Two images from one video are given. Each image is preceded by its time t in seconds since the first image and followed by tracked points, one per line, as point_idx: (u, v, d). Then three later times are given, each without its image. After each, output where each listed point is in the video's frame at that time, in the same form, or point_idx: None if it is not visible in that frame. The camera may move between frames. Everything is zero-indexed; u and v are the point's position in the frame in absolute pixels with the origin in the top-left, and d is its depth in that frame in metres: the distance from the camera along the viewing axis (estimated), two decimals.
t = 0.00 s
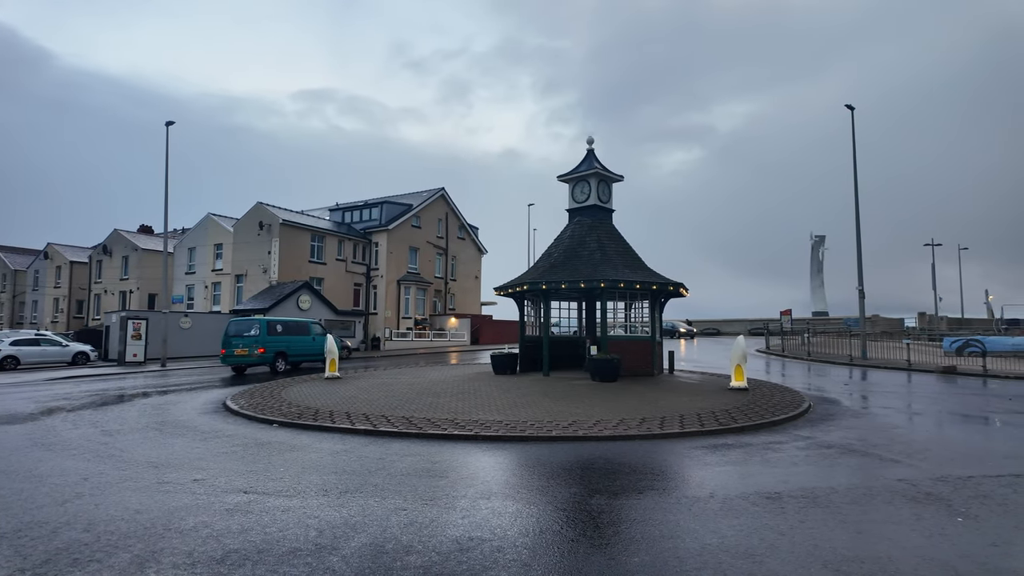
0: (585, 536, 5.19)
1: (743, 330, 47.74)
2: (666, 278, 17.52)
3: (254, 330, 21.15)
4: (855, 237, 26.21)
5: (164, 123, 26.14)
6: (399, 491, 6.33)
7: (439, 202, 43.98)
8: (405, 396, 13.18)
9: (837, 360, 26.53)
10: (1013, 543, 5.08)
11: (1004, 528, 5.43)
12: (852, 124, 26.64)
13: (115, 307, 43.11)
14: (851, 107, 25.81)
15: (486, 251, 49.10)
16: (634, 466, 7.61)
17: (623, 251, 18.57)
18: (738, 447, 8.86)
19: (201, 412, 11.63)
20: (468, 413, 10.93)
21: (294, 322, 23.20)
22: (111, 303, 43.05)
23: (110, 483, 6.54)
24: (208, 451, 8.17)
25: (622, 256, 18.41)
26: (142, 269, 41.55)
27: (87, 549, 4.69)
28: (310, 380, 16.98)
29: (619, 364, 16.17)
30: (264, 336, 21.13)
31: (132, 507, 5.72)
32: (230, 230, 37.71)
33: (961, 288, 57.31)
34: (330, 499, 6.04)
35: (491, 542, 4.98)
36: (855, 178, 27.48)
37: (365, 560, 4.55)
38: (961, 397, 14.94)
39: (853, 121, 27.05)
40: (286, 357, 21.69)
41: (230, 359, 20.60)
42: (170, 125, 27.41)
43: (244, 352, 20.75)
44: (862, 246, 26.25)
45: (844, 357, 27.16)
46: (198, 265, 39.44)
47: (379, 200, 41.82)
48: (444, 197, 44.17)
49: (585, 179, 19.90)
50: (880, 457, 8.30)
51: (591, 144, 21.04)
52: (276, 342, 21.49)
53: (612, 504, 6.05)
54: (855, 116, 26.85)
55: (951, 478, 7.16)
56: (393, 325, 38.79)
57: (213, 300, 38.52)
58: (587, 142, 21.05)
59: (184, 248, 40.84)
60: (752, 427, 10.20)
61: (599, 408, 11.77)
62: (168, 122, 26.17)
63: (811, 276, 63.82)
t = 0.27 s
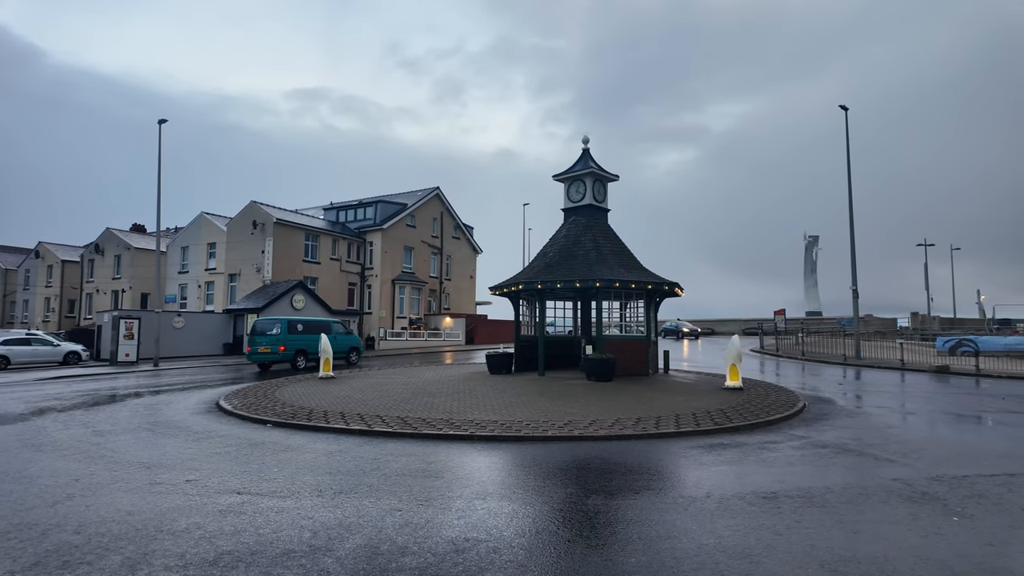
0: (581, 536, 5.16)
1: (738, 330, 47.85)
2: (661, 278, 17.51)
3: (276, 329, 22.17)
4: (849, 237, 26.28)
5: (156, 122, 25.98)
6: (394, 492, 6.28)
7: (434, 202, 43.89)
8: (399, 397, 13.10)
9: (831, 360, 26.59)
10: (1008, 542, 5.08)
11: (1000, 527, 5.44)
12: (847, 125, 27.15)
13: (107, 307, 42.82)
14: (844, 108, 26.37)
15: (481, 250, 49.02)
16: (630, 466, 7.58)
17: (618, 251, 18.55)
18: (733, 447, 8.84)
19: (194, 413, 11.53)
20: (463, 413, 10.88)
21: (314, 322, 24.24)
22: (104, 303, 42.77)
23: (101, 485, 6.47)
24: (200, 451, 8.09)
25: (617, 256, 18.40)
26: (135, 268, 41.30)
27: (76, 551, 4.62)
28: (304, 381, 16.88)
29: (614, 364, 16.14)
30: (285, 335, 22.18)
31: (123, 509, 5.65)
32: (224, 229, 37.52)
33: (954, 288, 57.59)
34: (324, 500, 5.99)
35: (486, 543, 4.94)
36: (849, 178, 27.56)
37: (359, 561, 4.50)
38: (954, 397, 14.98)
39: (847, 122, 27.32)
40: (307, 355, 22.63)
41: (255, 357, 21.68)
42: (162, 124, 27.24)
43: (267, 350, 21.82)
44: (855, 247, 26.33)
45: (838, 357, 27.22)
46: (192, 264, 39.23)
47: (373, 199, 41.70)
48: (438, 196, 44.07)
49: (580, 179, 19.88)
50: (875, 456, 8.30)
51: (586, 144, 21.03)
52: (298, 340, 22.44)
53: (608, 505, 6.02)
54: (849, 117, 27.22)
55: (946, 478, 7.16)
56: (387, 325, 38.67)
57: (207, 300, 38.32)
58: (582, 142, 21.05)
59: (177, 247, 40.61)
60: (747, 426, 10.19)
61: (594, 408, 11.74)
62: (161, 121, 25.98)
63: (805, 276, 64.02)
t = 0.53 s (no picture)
0: (578, 537, 5.13)
1: (733, 330, 47.93)
2: (657, 278, 17.48)
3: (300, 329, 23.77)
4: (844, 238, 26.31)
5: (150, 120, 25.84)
6: (389, 493, 6.23)
7: (429, 202, 43.79)
8: (395, 397, 13.03)
9: (827, 360, 26.63)
10: (1006, 542, 5.07)
11: (997, 527, 5.42)
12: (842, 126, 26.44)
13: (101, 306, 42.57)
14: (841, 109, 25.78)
15: (477, 250, 48.92)
16: (627, 466, 7.55)
17: (614, 251, 18.53)
18: (730, 447, 8.82)
19: (188, 413, 11.45)
20: (460, 414, 10.83)
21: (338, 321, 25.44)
22: (97, 302, 42.52)
23: (93, 486, 6.39)
24: (194, 452, 8.02)
25: (614, 255, 18.37)
26: (129, 267, 41.09)
27: (67, 554, 4.55)
28: (299, 381, 16.79)
29: (610, 363, 16.12)
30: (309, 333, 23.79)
31: (114, 510, 5.59)
32: (218, 228, 37.34)
33: (948, 288, 57.84)
34: (319, 501, 5.93)
35: (483, 545, 4.89)
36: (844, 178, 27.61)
37: (354, 564, 4.44)
38: (949, 397, 15.00)
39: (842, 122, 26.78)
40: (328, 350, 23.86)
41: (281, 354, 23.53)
42: (156, 122, 27.05)
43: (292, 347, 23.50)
44: (850, 247, 26.38)
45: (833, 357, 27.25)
46: (186, 264, 39.03)
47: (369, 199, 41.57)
48: (434, 196, 43.98)
49: (576, 179, 19.85)
50: (872, 456, 8.30)
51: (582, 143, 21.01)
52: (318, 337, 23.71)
53: (606, 506, 5.99)
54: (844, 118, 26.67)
55: (943, 478, 7.15)
56: (383, 324, 38.56)
57: (201, 299, 38.14)
58: (578, 141, 21.03)
59: (171, 247, 40.41)
60: (744, 426, 10.16)
61: (591, 408, 11.70)
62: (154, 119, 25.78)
63: (800, 276, 64.23)
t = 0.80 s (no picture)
0: (576, 539, 5.09)
1: (729, 331, 48.04)
2: (654, 278, 17.47)
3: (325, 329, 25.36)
4: (840, 238, 26.38)
5: (145, 119, 25.70)
6: (385, 495, 6.17)
7: (426, 201, 43.71)
8: (391, 397, 12.97)
9: (823, 360, 26.68)
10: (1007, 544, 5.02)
11: (995, 528, 5.41)
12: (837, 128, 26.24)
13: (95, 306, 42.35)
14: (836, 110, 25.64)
15: (473, 250, 48.87)
16: (624, 467, 7.52)
17: (611, 251, 18.51)
18: (728, 447, 8.80)
19: (182, 414, 11.36)
20: (457, 414, 10.79)
21: (362, 321, 26.86)
22: (91, 302, 42.29)
23: (86, 488, 6.32)
24: (189, 453, 7.95)
25: (611, 256, 18.35)
26: (123, 267, 40.87)
27: (58, 557, 4.48)
28: (295, 381, 16.70)
29: (607, 364, 16.09)
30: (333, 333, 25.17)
31: (107, 513, 5.52)
32: (214, 228, 37.18)
33: (943, 289, 58.00)
34: (314, 503, 5.87)
35: (480, 547, 4.84)
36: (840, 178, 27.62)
37: (350, 567, 4.39)
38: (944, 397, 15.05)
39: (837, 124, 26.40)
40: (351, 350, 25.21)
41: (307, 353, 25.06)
42: (151, 121, 26.90)
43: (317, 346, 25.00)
44: (846, 248, 26.43)
45: (829, 357, 27.31)
46: (181, 264, 38.86)
47: (365, 199, 41.46)
48: (430, 196, 43.91)
49: (573, 179, 19.82)
50: (870, 457, 8.29)
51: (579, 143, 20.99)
52: (343, 339, 25.31)
53: (604, 507, 5.95)
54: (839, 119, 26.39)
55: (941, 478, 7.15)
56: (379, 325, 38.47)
57: (196, 299, 37.98)
58: (575, 141, 21.00)
59: (166, 246, 40.22)
60: (742, 427, 10.16)
61: (588, 408, 11.67)
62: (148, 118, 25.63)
63: (796, 277, 64.45)
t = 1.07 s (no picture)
0: (575, 540, 5.07)
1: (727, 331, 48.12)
2: (652, 278, 17.46)
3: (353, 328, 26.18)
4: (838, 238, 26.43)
5: (142, 119, 25.65)
6: (383, 496, 6.15)
7: (424, 202, 43.68)
8: (389, 398, 12.93)
9: (821, 360, 26.73)
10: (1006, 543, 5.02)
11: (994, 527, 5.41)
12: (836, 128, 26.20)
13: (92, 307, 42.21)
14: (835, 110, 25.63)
15: (471, 251, 48.85)
16: (623, 467, 7.50)
17: (610, 252, 18.51)
18: (727, 448, 8.80)
19: (179, 414, 11.32)
20: (455, 415, 10.77)
21: (390, 320, 27.38)
22: (88, 303, 42.15)
23: (81, 489, 6.28)
24: (185, 454, 7.91)
25: (609, 256, 18.35)
26: (120, 268, 40.75)
27: (54, 559, 4.44)
28: (292, 381, 16.66)
29: (605, 364, 16.09)
30: (361, 333, 26.03)
31: (103, 515, 5.48)
32: (211, 228, 37.10)
33: (940, 290, 58.08)
34: (311, 504, 5.85)
35: (479, 548, 4.82)
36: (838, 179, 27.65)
37: (348, 568, 4.36)
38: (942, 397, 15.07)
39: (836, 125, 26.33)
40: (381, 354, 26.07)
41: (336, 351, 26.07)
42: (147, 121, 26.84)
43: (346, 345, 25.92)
44: (843, 248, 26.48)
45: (826, 357, 27.33)
46: (178, 264, 38.76)
47: (363, 199, 41.42)
48: (428, 196, 43.88)
49: (571, 179, 19.82)
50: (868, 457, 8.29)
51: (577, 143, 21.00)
52: (370, 339, 26.21)
53: (602, 508, 5.92)
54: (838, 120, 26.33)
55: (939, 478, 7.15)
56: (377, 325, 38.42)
57: (194, 300, 37.88)
58: (573, 141, 21.01)
59: (163, 247, 40.11)
60: (740, 427, 10.15)
61: (586, 409, 11.66)
62: (145, 118, 25.55)
63: (793, 277, 64.60)
